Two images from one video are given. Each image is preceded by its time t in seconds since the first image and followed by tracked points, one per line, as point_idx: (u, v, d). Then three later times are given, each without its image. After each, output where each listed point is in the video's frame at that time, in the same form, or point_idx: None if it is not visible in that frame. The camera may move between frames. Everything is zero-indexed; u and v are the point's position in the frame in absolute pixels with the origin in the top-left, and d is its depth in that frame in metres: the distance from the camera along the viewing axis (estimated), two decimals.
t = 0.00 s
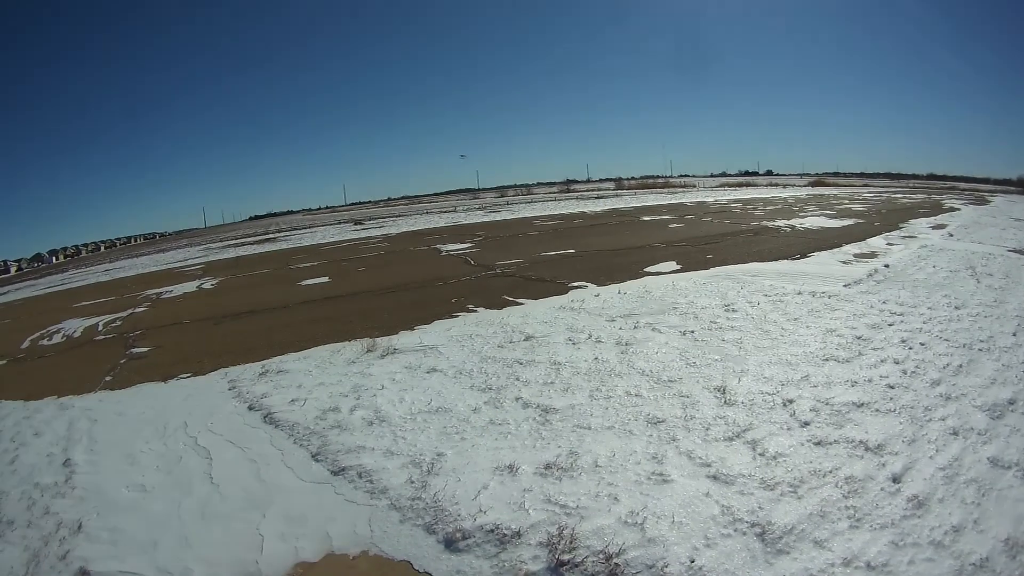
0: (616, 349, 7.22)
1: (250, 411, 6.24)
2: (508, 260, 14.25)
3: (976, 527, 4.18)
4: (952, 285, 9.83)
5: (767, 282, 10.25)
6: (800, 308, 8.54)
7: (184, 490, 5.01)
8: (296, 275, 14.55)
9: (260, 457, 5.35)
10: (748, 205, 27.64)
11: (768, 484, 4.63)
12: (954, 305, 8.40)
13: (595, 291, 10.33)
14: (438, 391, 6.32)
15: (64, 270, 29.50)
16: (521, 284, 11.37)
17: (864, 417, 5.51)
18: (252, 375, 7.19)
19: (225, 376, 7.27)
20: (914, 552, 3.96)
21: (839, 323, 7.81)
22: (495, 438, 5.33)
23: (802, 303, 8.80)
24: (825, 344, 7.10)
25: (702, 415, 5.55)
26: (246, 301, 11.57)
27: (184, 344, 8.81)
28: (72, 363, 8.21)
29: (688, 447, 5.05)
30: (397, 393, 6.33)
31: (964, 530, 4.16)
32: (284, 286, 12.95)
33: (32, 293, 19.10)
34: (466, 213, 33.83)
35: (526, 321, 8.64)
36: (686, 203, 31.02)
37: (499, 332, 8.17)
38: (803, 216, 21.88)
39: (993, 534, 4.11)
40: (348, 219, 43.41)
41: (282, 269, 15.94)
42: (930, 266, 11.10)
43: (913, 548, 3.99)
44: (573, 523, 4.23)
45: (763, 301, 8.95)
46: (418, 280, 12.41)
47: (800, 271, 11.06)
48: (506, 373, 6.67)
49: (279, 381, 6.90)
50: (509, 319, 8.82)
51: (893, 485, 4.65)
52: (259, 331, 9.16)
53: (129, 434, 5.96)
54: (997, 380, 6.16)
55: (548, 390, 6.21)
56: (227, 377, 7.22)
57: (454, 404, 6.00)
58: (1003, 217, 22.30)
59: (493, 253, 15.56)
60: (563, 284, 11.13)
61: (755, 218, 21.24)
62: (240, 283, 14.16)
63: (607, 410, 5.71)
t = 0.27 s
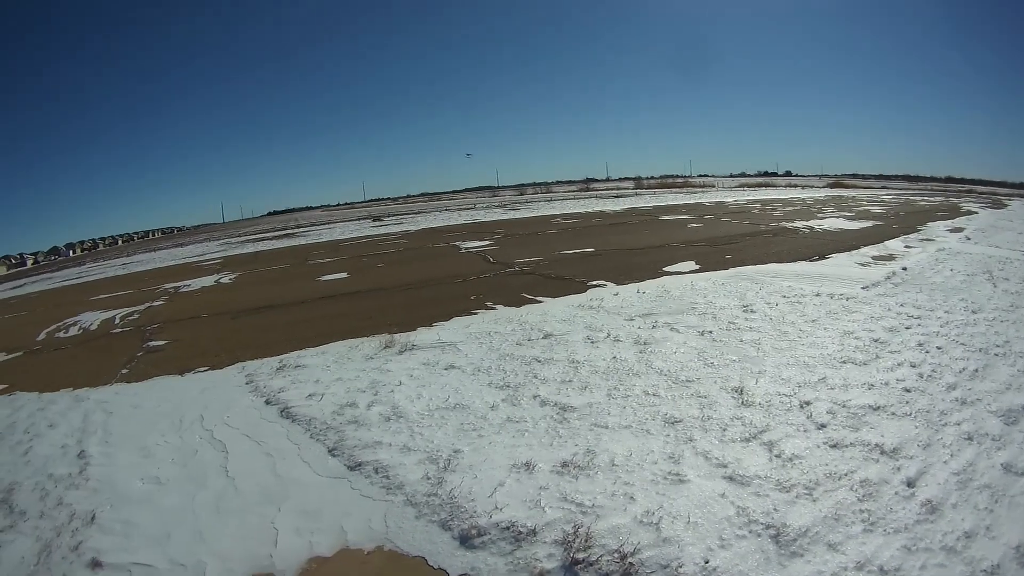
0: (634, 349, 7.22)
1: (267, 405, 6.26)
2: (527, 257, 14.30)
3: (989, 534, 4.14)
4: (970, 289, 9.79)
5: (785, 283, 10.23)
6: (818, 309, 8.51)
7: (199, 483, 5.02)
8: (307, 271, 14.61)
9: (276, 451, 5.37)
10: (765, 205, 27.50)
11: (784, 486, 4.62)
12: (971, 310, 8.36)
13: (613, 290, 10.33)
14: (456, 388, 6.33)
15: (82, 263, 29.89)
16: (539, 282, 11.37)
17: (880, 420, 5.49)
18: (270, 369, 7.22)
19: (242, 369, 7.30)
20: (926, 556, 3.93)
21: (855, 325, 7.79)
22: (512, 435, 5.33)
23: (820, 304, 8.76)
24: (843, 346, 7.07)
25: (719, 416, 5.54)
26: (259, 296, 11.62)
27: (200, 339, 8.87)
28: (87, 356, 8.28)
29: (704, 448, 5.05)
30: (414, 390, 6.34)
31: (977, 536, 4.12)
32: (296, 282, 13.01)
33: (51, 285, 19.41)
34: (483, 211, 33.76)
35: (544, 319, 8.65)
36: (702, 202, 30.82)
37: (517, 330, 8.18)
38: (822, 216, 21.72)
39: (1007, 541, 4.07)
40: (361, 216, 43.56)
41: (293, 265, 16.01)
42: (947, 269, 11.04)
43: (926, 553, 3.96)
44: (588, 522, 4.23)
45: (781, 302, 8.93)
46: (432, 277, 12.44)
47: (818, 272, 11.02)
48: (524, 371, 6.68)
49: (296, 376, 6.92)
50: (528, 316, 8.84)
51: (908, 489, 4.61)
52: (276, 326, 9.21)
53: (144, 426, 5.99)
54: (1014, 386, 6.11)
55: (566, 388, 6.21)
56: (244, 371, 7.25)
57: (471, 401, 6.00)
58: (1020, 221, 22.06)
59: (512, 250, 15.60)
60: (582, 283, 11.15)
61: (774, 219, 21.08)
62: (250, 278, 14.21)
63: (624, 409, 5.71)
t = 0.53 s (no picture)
0: (654, 342, 7.21)
1: (286, 394, 6.28)
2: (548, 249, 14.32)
3: (1001, 537, 4.10)
4: (989, 289, 9.72)
5: (805, 278, 10.18)
6: (838, 306, 8.46)
7: (215, 471, 5.04)
8: (320, 263, 14.66)
9: (293, 440, 5.38)
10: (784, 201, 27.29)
11: (801, 483, 4.60)
12: (990, 310, 8.32)
13: (635, 283, 10.32)
14: (476, 379, 6.34)
15: (101, 252, 30.33)
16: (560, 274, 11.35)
17: (898, 418, 5.45)
18: (289, 358, 7.24)
19: (261, 359, 7.33)
20: (940, 558, 3.90)
21: (874, 323, 7.75)
22: (530, 427, 5.33)
23: (840, 301, 8.72)
24: (862, 343, 7.04)
25: (737, 411, 5.53)
26: (273, 288, 11.67)
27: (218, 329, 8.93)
28: (104, 346, 8.36)
29: (722, 443, 5.04)
30: (434, 380, 6.36)
31: (990, 539, 4.08)
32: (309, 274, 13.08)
33: (71, 274, 19.76)
34: (503, 203, 33.69)
35: (565, 311, 8.66)
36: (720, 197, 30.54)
37: (538, 322, 8.19)
38: (845, 211, 21.47)
39: (1020, 545, 4.03)
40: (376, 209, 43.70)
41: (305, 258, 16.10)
42: (966, 268, 10.97)
43: (939, 555, 3.94)
44: (605, 515, 4.23)
45: (801, 298, 8.90)
46: (448, 269, 12.45)
47: (838, 269, 10.96)
48: (544, 363, 6.69)
49: (315, 365, 6.95)
50: (548, 308, 8.85)
51: (923, 490, 4.58)
52: (295, 316, 9.26)
53: (161, 415, 6.02)
54: None
55: (585, 381, 6.21)
56: (263, 360, 7.28)
57: (491, 392, 6.00)
58: None
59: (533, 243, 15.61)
60: (604, 275, 11.16)
61: (795, 214, 20.85)
62: (262, 271, 14.27)
63: (643, 403, 5.71)
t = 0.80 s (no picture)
0: (669, 345, 7.22)
1: (300, 390, 6.30)
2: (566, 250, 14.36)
3: (1011, 547, 4.05)
4: (1004, 298, 9.68)
5: (820, 284, 10.17)
6: (853, 312, 8.45)
7: (227, 466, 5.05)
8: (331, 261, 14.73)
9: (306, 436, 5.40)
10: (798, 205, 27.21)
11: (812, 488, 4.59)
12: (1004, 319, 8.29)
13: (650, 286, 10.33)
14: (491, 378, 6.35)
15: (115, 246, 30.66)
16: (577, 276, 11.37)
17: (910, 426, 5.44)
18: (304, 354, 7.27)
19: (275, 355, 7.36)
20: (949, 567, 3.88)
21: (887, 329, 7.74)
22: (544, 428, 5.34)
23: (854, 307, 8.71)
24: (875, 350, 7.03)
25: (751, 416, 5.53)
26: (283, 285, 11.73)
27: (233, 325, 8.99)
28: (119, 339, 8.46)
29: (735, 447, 5.05)
30: (448, 379, 6.37)
31: (1000, 549, 4.04)
32: (320, 272, 13.15)
33: (87, 267, 20.03)
34: (514, 203, 33.77)
35: (580, 312, 8.68)
36: (734, 201, 30.40)
37: (553, 323, 8.21)
38: (859, 217, 21.39)
39: None
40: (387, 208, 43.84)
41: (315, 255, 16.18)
42: (980, 277, 10.93)
43: (948, 563, 3.91)
44: (617, 517, 4.23)
45: (816, 303, 8.90)
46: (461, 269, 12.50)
47: (852, 275, 10.94)
48: (559, 364, 6.70)
49: (330, 362, 6.97)
50: (563, 310, 8.87)
51: (933, 498, 4.55)
52: (310, 313, 9.32)
53: (173, 408, 6.04)
54: None
55: (600, 382, 6.21)
56: (278, 356, 7.31)
57: (505, 392, 6.01)
58: None
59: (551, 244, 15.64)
60: (620, 277, 11.19)
61: (810, 219, 20.73)
62: (271, 268, 14.32)
63: (657, 406, 5.71)
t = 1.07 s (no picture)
0: (680, 347, 7.23)
1: (310, 390, 6.33)
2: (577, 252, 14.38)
3: (1019, 551, 4.03)
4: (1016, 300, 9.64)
5: (830, 286, 10.17)
6: (863, 315, 8.44)
7: (237, 465, 5.06)
8: (338, 261, 14.80)
9: (317, 436, 5.41)
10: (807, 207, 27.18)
11: (821, 491, 4.59)
12: (1015, 322, 8.26)
13: (662, 288, 10.34)
14: (502, 380, 6.37)
15: (125, 245, 30.90)
16: (589, 277, 11.39)
17: (918, 429, 5.43)
18: (315, 355, 7.31)
19: (286, 355, 7.40)
20: (957, 571, 3.86)
21: (897, 332, 7.73)
22: (555, 429, 5.35)
23: (864, 310, 8.71)
24: (885, 353, 7.02)
25: (761, 418, 5.53)
26: (291, 285, 11.78)
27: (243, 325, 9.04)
28: (131, 338, 8.55)
29: (745, 450, 5.05)
30: (459, 380, 6.39)
31: (1007, 553, 4.02)
32: (328, 272, 13.21)
33: (98, 266, 20.23)
34: (520, 204, 33.84)
35: (591, 314, 8.70)
36: (744, 202, 30.29)
37: (564, 324, 8.22)
38: (869, 219, 21.35)
39: None
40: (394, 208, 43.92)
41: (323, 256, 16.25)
42: (990, 279, 10.91)
43: (956, 567, 3.90)
44: (626, 519, 4.24)
45: (826, 306, 8.90)
46: (470, 270, 12.52)
47: (863, 278, 10.94)
48: (570, 365, 6.71)
49: (340, 362, 7.00)
50: (574, 311, 8.89)
51: (941, 501, 4.53)
52: (319, 314, 9.36)
53: (183, 408, 6.07)
54: None
55: (610, 384, 6.22)
56: (289, 356, 7.35)
57: (516, 394, 6.03)
58: None
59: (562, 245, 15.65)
60: (631, 279, 11.21)
61: (821, 221, 20.62)
62: (278, 268, 14.36)
63: (668, 408, 5.72)
